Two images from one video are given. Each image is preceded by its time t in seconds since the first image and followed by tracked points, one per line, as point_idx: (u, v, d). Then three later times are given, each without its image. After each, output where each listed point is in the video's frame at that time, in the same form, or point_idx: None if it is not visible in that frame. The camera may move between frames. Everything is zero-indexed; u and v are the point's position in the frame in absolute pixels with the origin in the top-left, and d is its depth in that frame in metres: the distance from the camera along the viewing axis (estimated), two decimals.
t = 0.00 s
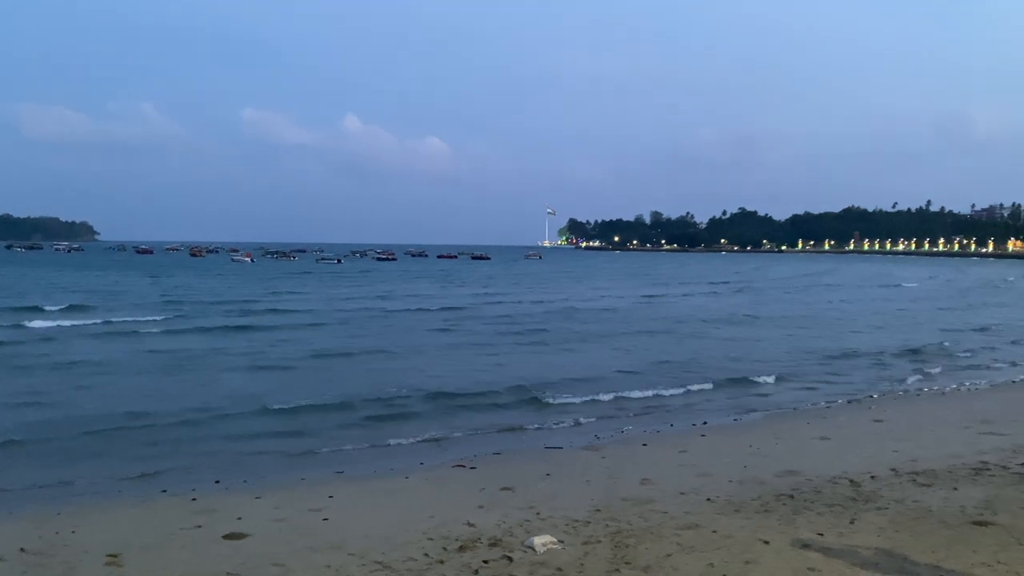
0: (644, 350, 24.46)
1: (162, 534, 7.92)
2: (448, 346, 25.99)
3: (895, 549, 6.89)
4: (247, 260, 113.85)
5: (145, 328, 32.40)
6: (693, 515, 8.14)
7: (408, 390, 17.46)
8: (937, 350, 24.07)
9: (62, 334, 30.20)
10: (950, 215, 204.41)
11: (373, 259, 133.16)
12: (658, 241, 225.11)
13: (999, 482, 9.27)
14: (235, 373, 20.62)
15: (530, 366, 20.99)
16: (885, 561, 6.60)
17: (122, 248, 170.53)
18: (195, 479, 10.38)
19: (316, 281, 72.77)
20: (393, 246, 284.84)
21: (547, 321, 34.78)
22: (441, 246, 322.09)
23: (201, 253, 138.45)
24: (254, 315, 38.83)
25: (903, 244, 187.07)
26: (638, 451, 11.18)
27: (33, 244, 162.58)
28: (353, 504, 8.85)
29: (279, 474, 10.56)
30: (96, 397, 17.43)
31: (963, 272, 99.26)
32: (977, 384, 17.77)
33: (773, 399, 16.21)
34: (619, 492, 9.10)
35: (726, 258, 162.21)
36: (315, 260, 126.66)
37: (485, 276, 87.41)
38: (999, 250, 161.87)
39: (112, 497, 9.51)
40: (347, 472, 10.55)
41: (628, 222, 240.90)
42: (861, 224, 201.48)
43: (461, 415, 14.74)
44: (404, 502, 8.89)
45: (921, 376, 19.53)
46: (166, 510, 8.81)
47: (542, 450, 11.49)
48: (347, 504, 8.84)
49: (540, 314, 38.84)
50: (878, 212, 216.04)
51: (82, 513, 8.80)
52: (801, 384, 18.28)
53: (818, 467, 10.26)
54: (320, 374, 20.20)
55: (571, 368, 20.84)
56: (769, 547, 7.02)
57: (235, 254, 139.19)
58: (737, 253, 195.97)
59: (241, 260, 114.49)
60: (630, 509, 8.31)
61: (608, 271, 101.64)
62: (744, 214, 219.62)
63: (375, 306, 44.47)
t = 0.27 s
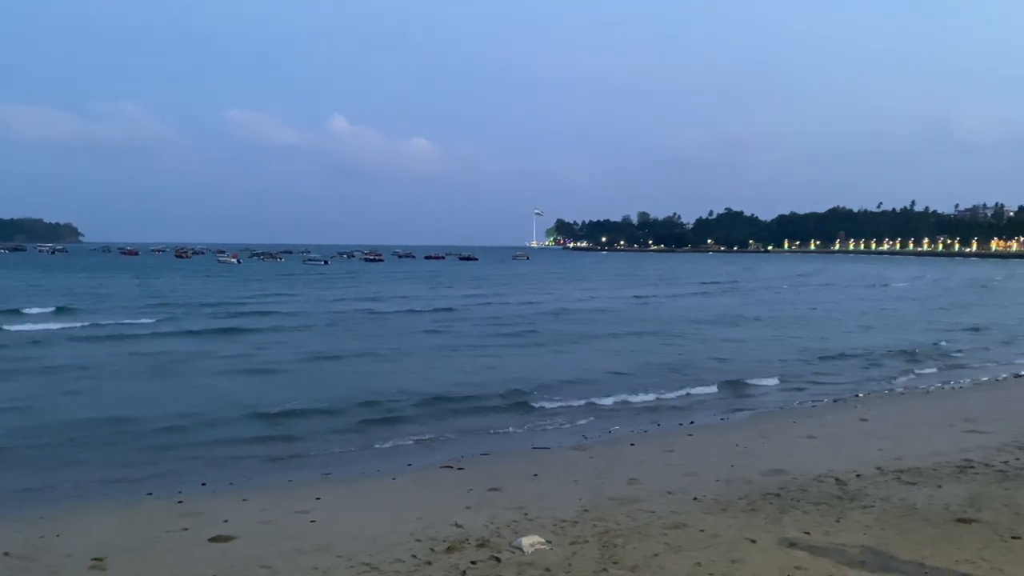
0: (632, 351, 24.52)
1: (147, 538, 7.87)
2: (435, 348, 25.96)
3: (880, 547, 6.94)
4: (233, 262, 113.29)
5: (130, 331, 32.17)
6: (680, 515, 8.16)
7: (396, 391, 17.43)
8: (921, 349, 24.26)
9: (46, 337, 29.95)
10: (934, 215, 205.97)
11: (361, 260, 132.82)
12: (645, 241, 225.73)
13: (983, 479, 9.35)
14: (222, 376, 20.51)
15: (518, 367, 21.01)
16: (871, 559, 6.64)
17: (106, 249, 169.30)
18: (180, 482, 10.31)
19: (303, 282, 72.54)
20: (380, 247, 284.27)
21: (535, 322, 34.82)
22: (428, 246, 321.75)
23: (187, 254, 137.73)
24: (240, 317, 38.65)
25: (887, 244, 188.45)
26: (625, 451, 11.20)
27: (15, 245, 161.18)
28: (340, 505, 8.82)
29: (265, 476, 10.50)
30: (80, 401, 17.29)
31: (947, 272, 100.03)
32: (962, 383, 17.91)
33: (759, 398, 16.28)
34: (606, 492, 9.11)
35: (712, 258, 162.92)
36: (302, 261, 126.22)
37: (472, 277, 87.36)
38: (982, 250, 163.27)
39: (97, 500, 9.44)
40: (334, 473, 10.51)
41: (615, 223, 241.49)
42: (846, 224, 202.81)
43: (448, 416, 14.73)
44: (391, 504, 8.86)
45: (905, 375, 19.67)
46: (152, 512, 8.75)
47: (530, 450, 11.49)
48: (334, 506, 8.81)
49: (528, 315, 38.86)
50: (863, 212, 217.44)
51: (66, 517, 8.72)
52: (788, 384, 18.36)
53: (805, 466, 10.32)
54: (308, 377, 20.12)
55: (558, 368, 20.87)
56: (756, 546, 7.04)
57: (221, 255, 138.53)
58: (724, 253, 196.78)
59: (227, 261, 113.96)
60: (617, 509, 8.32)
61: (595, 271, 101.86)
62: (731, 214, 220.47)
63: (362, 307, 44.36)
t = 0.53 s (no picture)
0: (619, 351, 24.56)
1: (133, 539, 7.83)
2: (422, 348, 25.94)
3: (865, 544, 6.99)
4: (219, 262, 112.72)
5: (114, 333, 31.95)
6: (668, 513, 8.19)
7: (383, 393, 17.37)
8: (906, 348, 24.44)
9: (30, 339, 29.71)
10: (919, 215, 207.53)
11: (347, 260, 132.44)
12: (632, 241, 226.24)
13: (967, 476, 9.43)
14: (208, 378, 20.40)
15: (505, 368, 21.02)
16: (856, 555, 6.70)
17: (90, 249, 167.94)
18: (165, 484, 10.26)
19: (289, 282, 72.31)
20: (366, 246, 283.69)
21: (523, 322, 34.87)
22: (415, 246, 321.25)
23: (172, 254, 136.97)
24: (226, 318, 38.45)
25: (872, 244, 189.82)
26: (613, 450, 11.23)
27: None
28: (327, 506, 8.79)
29: (252, 477, 10.46)
30: (65, 403, 17.18)
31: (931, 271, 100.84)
32: (946, 381, 18.06)
33: (745, 397, 16.36)
34: (593, 491, 9.14)
35: (698, 258, 163.66)
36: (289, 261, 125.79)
37: (460, 277, 87.30)
38: (965, 250, 164.70)
39: (82, 502, 9.37)
40: (322, 474, 10.48)
41: (602, 223, 242.06)
42: (831, 223, 204.07)
43: (436, 416, 14.73)
44: (378, 504, 8.86)
45: (890, 373, 19.81)
46: (138, 514, 8.70)
47: (517, 449, 11.49)
48: (321, 507, 8.79)
49: (516, 315, 38.87)
50: (848, 212, 218.85)
51: (51, 519, 8.67)
52: (773, 383, 18.45)
53: (791, 464, 10.38)
54: (294, 378, 20.05)
55: (545, 368, 20.87)
56: (743, 544, 7.08)
57: (208, 255, 137.92)
58: (710, 253, 197.59)
59: (213, 261, 113.43)
60: (605, 508, 8.35)
61: (582, 271, 102.10)
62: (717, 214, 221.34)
63: (350, 308, 44.24)
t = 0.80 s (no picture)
0: (606, 351, 24.63)
1: (117, 542, 7.77)
2: (409, 349, 25.92)
3: (849, 542, 7.04)
4: (205, 262, 112.21)
5: (98, 335, 31.73)
6: (655, 513, 8.21)
7: (371, 394, 17.34)
8: (892, 348, 24.62)
9: (13, 342, 29.47)
10: (902, 215, 209.10)
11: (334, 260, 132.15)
12: (619, 241, 226.73)
13: (950, 474, 9.52)
14: (194, 380, 20.30)
15: (492, 369, 21.03)
16: (841, 553, 6.74)
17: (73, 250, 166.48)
18: (150, 485, 10.20)
19: (276, 283, 72.13)
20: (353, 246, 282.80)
21: (511, 323, 34.92)
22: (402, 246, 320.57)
23: (158, 255, 136.32)
24: (212, 320, 38.26)
25: (857, 244, 191.08)
26: (600, 450, 11.25)
27: None
28: (314, 507, 8.77)
29: (238, 478, 10.41)
30: (49, 405, 17.05)
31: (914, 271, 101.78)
32: (929, 379, 18.23)
33: (732, 396, 16.43)
34: (581, 491, 9.15)
35: (685, 258, 164.12)
36: (275, 261, 125.40)
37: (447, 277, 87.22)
38: (948, 249, 166.17)
39: (67, 505, 9.30)
40: (308, 475, 10.44)
41: (589, 223, 242.44)
42: (817, 223, 205.26)
43: (424, 416, 14.72)
44: (365, 505, 8.84)
45: (874, 373, 19.96)
46: (122, 516, 8.64)
47: (504, 449, 11.49)
48: (308, 508, 8.75)
49: (503, 316, 38.90)
50: (833, 211, 220.31)
51: (34, 522, 8.59)
52: (759, 382, 18.54)
53: (776, 462, 10.44)
54: (281, 379, 19.99)
55: (533, 369, 20.88)
56: (729, 542, 7.11)
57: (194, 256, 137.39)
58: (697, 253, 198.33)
59: (199, 262, 112.90)
60: (592, 508, 8.36)
61: (569, 271, 102.24)
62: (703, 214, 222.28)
63: (337, 309, 44.15)
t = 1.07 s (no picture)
0: (593, 352, 24.68)
1: (101, 544, 7.72)
2: (397, 350, 25.89)
3: (834, 540, 7.08)
4: (190, 263, 111.59)
5: (83, 336, 31.53)
6: (641, 512, 8.22)
7: (358, 395, 17.30)
8: (877, 347, 24.78)
9: None
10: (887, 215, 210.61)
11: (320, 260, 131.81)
12: (606, 241, 227.23)
13: (934, 472, 9.60)
14: (179, 381, 20.18)
15: (480, 370, 21.04)
16: (826, 551, 6.78)
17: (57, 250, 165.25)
18: (135, 487, 10.13)
19: (262, 283, 71.88)
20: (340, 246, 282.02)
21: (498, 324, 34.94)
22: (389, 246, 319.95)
23: (142, 255, 135.34)
24: (198, 321, 38.08)
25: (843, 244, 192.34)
26: (587, 449, 11.27)
27: None
28: (299, 508, 8.73)
29: (223, 479, 10.36)
30: (34, 407, 16.93)
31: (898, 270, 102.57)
32: (912, 378, 18.37)
33: (718, 396, 16.51)
34: (568, 490, 9.16)
35: (672, 258, 164.67)
36: (261, 261, 124.99)
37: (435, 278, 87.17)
38: (932, 249, 167.54)
39: (51, 507, 9.22)
40: (294, 476, 10.40)
41: (576, 223, 242.78)
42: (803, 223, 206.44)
43: (411, 416, 14.71)
44: (351, 506, 8.81)
45: (859, 372, 20.10)
46: (106, 518, 8.58)
47: (491, 450, 11.49)
48: (294, 509, 8.72)
49: (490, 317, 38.89)
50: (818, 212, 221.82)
51: (16, 524, 8.52)
52: (746, 381, 18.62)
53: (762, 461, 10.48)
54: (267, 381, 19.91)
55: (521, 370, 20.91)
56: (714, 541, 7.14)
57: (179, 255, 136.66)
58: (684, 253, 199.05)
59: (185, 262, 112.34)
60: (579, 507, 8.37)
61: (556, 272, 102.37)
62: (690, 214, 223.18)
63: (324, 310, 44.04)
